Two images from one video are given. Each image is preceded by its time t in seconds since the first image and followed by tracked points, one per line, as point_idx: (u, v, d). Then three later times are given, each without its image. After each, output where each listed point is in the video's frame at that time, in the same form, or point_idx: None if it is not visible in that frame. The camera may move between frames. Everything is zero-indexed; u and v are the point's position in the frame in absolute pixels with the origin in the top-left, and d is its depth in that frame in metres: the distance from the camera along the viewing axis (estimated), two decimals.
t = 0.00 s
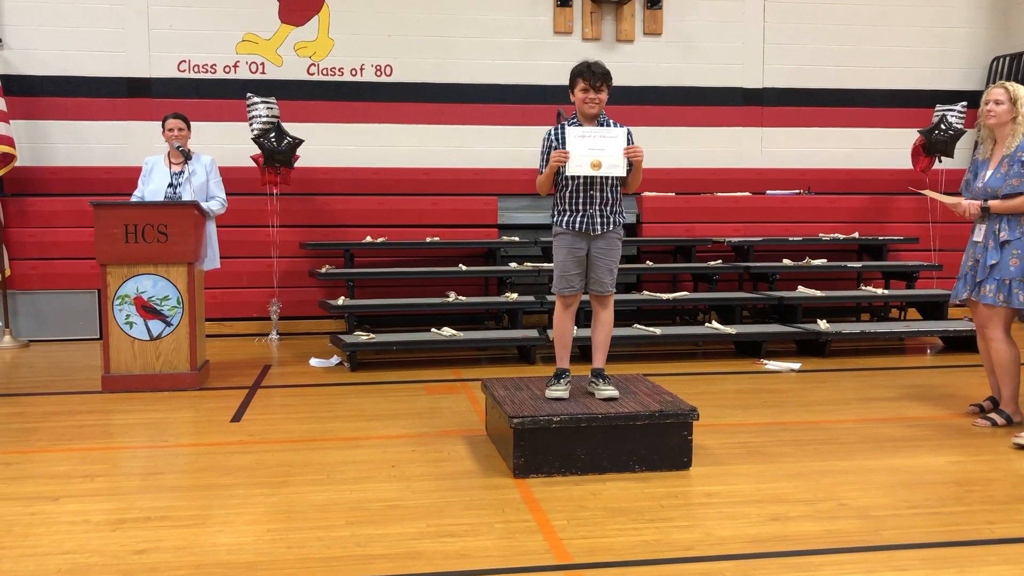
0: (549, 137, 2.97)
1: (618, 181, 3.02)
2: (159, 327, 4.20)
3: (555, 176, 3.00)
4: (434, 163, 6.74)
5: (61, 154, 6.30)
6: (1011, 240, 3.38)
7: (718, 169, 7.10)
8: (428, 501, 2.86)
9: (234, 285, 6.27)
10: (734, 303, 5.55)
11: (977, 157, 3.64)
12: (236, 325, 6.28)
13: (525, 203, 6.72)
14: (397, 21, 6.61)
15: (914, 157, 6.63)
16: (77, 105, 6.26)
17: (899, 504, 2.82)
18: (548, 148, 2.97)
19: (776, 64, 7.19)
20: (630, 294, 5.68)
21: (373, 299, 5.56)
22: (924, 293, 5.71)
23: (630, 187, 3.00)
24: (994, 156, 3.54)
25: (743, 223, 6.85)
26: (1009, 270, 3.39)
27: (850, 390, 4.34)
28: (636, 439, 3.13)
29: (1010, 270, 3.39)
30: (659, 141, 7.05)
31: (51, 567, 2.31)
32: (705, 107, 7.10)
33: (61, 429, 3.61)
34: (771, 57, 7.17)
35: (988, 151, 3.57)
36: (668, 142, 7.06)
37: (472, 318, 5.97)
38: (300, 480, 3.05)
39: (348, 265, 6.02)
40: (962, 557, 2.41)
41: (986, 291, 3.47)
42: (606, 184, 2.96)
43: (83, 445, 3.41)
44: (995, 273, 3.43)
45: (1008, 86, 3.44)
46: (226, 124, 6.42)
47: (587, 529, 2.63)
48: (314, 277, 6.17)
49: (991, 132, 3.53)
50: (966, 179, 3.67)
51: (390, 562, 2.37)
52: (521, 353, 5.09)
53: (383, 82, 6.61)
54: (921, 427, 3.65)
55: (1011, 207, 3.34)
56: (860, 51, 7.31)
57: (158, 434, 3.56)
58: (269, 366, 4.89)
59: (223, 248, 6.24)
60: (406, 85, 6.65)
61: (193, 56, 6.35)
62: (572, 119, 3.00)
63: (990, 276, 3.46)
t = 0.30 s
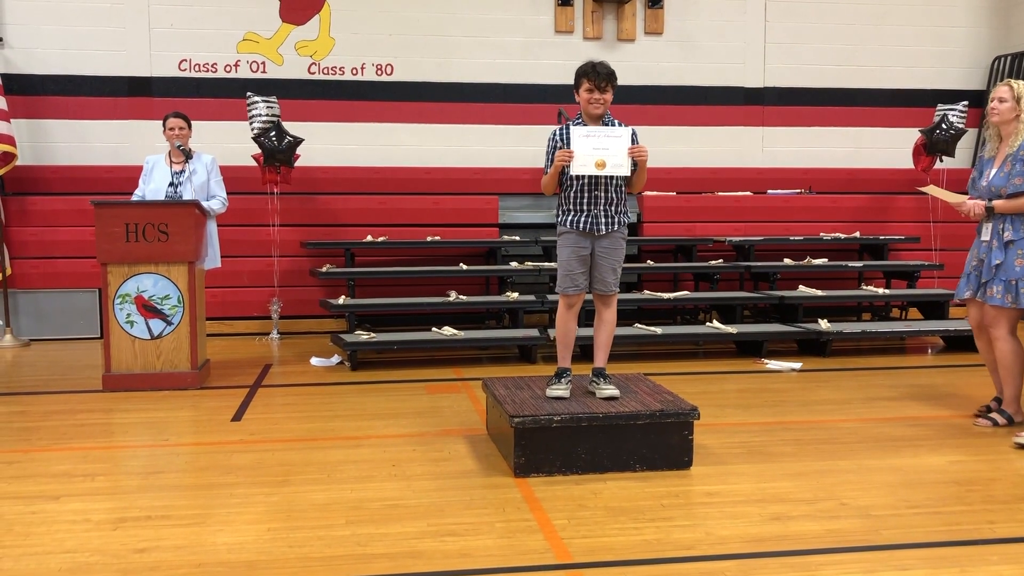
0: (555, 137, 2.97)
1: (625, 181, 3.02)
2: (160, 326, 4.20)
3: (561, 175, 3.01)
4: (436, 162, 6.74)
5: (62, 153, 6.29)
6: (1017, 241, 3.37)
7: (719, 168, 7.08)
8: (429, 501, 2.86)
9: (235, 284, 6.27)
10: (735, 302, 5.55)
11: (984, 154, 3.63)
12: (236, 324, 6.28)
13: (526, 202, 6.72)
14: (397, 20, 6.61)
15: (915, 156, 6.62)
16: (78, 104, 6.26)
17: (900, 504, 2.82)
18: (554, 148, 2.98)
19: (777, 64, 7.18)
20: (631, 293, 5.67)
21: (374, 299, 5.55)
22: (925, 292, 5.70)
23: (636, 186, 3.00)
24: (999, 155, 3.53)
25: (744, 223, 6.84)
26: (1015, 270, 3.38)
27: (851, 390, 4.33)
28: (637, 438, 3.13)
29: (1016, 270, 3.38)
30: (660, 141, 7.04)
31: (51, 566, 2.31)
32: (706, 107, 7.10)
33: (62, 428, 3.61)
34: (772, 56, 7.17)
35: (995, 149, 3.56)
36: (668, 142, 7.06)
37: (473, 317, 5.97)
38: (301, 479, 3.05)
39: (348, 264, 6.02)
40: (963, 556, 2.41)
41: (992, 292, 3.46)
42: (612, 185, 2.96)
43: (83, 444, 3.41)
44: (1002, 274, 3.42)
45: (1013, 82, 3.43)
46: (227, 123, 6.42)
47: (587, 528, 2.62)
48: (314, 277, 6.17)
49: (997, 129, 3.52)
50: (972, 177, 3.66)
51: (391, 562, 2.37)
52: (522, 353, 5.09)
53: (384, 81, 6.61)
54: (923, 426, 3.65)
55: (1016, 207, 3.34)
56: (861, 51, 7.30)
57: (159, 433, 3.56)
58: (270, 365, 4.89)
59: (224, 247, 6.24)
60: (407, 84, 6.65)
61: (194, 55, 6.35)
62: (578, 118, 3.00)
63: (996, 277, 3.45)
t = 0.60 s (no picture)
0: (559, 136, 2.97)
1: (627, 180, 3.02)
2: (161, 325, 4.20)
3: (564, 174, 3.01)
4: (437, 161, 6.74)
5: (63, 151, 6.29)
6: (1018, 241, 3.38)
7: (719, 168, 7.07)
8: (430, 499, 2.86)
9: (236, 282, 6.28)
10: (736, 302, 5.54)
11: (987, 155, 3.62)
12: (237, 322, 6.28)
13: (526, 201, 6.72)
14: (399, 19, 6.61)
15: (916, 156, 6.62)
16: (79, 103, 6.26)
17: (901, 504, 2.82)
18: (557, 147, 2.97)
19: (778, 63, 7.18)
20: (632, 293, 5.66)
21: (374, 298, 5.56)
22: (926, 293, 5.70)
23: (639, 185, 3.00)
24: (1003, 156, 3.52)
25: (745, 222, 6.84)
26: (1014, 270, 3.39)
27: (852, 389, 4.33)
28: (637, 437, 3.13)
29: (1016, 269, 3.39)
30: (660, 140, 7.04)
31: (51, 564, 2.31)
32: (707, 107, 7.10)
33: (62, 426, 3.61)
34: (773, 56, 7.17)
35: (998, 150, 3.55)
36: (669, 142, 7.06)
37: (473, 316, 5.97)
38: (301, 478, 3.05)
39: (348, 263, 6.02)
40: (963, 556, 2.41)
41: (991, 290, 3.47)
42: (615, 184, 2.96)
43: (84, 442, 3.42)
44: (1001, 273, 3.43)
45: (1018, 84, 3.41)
46: (228, 122, 6.42)
47: (588, 527, 2.63)
48: (315, 276, 6.17)
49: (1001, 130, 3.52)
50: (975, 177, 3.66)
51: (391, 561, 2.37)
52: (522, 352, 5.09)
53: (385, 80, 6.61)
54: (924, 426, 3.65)
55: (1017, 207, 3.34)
56: (862, 50, 7.30)
57: (159, 431, 3.56)
58: (271, 364, 4.88)
59: (225, 246, 6.24)
60: (409, 83, 6.65)
61: (196, 53, 6.35)
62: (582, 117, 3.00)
63: (994, 275, 3.46)
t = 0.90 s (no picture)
0: (560, 135, 2.97)
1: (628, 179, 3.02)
2: (162, 323, 4.20)
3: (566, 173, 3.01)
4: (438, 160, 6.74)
5: (64, 150, 6.29)
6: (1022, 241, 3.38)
7: (720, 167, 7.08)
8: (430, 498, 2.87)
9: (237, 281, 6.29)
10: (737, 301, 5.54)
11: (989, 156, 3.63)
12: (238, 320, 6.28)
13: (527, 201, 6.74)
14: (400, 18, 6.61)
15: (917, 156, 6.63)
16: (80, 101, 6.26)
17: (901, 503, 2.82)
18: (558, 147, 2.98)
19: (779, 63, 7.18)
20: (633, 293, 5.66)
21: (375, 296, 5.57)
22: (927, 292, 5.70)
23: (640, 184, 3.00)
24: (1007, 156, 3.52)
25: (746, 222, 6.84)
26: (1018, 270, 3.39)
27: (853, 389, 4.33)
28: (638, 437, 3.14)
29: (1019, 269, 3.39)
30: (661, 139, 7.04)
31: (52, 563, 2.32)
32: (708, 106, 7.10)
33: (63, 424, 3.62)
34: (774, 56, 7.17)
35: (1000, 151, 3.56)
36: (670, 141, 7.06)
37: (474, 316, 5.98)
38: (302, 476, 3.06)
39: (348, 262, 6.03)
40: (963, 556, 2.41)
41: (993, 289, 3.47)
42: (616, 185, 2.96)
43: (85, 440, 3.42)
44: (1005, 272, 3.43)
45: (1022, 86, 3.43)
46: (229, 120, 6.42)
47: (588, 526, 2.63)
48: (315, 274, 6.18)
49: (1003, 131, 3.52)
50: (976, 178, 3.66)
51: (391, 559, 2.37)
52: (523, 351, 5.09)
53: (386, 79, 6.61)
54: (925, 426, 3.65)
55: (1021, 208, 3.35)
56: (863, 50, 7.30)
57: (160, 429, 3.56)
58: (272, 363, 4.89)
59: (226, 244, 6.24)
60: (409, 81, 6.65)
61: (197, 52, 6.35)
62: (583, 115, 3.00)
63: (997, 275, 3.46)
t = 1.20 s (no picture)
0: (560, 135, 2.97)
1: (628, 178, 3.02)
2: (162, 323, 4.20)
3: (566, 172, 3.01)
4: (438, 159, 6.73)
5: (64, 149, 6.29)
6: None
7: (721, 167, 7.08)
8: (431, 497, 2.87)
9: (238, 280, 6.30)
10: (737, 301, 5.54)
11: (991, 156, 3.63)
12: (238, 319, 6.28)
13: (528, 200, 6.77)
14: (400, 17, 6.60)
15: (917, 155, 6.63)
16: (80, 100, 6.26)
17: (901, 502, 2.82)
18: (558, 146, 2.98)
19: (779, 62, 7.18)
20: (633, 292, 5.66)
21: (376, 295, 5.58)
22: (928, 291, 5.69)
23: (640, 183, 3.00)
24: (1009, 156, 3.51)
25: (747, 221, 6.85)
26: None
27: (853, 388, 4.33)
28: (638, 436, 3.14)
29: None
30: (662, 138, 7.03)
31: (52, 561, 2.32)
32: (709, 105, 7.09)
33: (63, 423, 3.62)
34: (774, 55, 7.17)
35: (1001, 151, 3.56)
36: (670, 140, 7.06)
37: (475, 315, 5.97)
38: (302, 475, 3.06)
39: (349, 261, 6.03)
40: (964, 555, 2.41)
41: (998, 288, 3.46)
42: (616, 184, 2.96)
43: (86, 439, 3.42)
44: (1011, 271, 3.42)
45: None
46: (229, 119, 6.41)
47: (588, 525, 2.63)
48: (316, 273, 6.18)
49: (1005, 130, 3.52)
50: (977, 178, 3.66)
51: (391, 558, 2.37)
52: (523, 350, 5.09)
53: (387, 78, 6.61)
54: (925, 425, 3.65)
55: None
56: (863, 49, 7.29)
57: (161, 428, 3.56)
58: (272, 362, 4.89)
59: (226, 243, 6.24)
60: (410, 80, 6.64)
61: (198, 51, 6.35)
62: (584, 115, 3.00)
63: (1003, 274, 3.45)
